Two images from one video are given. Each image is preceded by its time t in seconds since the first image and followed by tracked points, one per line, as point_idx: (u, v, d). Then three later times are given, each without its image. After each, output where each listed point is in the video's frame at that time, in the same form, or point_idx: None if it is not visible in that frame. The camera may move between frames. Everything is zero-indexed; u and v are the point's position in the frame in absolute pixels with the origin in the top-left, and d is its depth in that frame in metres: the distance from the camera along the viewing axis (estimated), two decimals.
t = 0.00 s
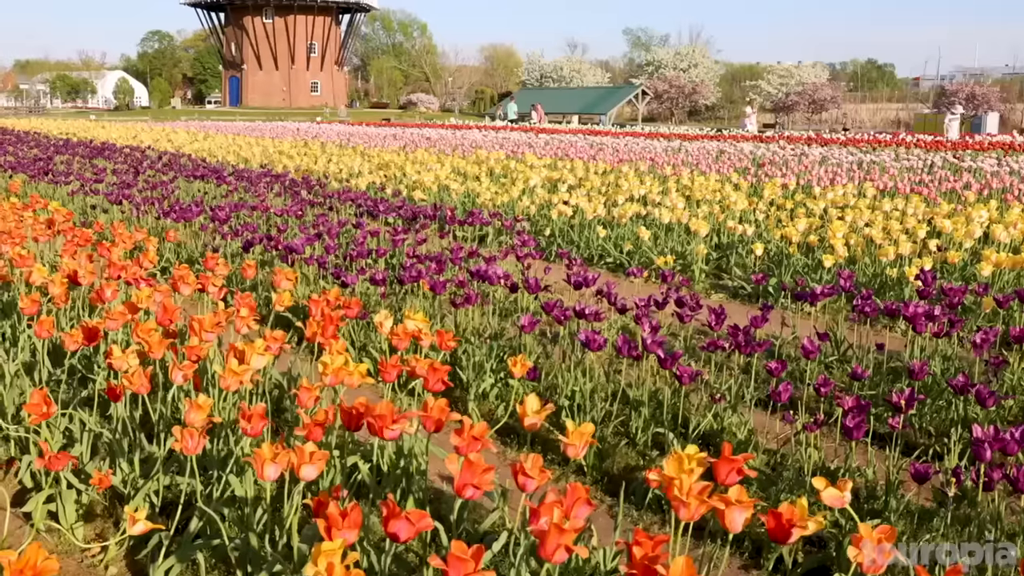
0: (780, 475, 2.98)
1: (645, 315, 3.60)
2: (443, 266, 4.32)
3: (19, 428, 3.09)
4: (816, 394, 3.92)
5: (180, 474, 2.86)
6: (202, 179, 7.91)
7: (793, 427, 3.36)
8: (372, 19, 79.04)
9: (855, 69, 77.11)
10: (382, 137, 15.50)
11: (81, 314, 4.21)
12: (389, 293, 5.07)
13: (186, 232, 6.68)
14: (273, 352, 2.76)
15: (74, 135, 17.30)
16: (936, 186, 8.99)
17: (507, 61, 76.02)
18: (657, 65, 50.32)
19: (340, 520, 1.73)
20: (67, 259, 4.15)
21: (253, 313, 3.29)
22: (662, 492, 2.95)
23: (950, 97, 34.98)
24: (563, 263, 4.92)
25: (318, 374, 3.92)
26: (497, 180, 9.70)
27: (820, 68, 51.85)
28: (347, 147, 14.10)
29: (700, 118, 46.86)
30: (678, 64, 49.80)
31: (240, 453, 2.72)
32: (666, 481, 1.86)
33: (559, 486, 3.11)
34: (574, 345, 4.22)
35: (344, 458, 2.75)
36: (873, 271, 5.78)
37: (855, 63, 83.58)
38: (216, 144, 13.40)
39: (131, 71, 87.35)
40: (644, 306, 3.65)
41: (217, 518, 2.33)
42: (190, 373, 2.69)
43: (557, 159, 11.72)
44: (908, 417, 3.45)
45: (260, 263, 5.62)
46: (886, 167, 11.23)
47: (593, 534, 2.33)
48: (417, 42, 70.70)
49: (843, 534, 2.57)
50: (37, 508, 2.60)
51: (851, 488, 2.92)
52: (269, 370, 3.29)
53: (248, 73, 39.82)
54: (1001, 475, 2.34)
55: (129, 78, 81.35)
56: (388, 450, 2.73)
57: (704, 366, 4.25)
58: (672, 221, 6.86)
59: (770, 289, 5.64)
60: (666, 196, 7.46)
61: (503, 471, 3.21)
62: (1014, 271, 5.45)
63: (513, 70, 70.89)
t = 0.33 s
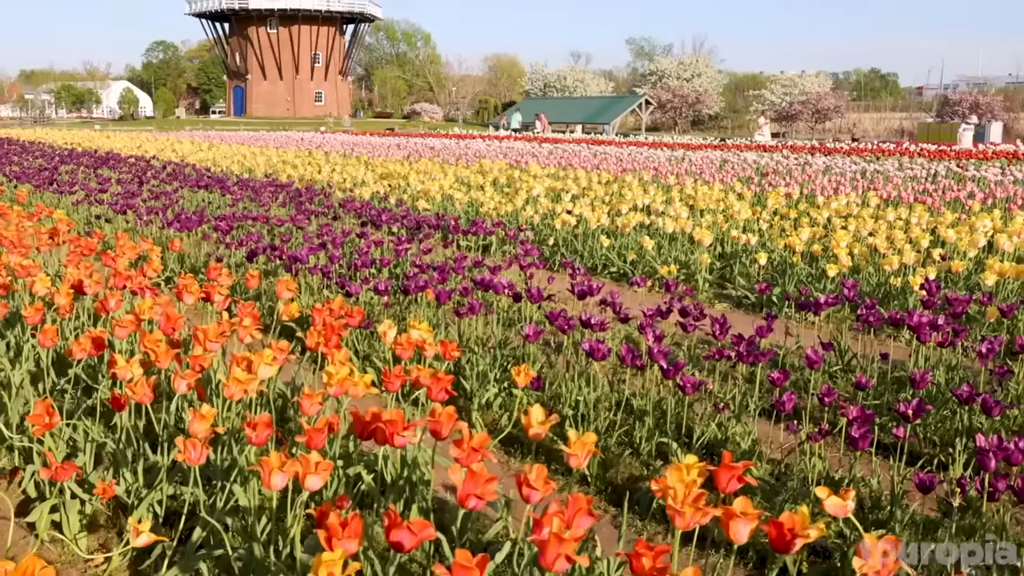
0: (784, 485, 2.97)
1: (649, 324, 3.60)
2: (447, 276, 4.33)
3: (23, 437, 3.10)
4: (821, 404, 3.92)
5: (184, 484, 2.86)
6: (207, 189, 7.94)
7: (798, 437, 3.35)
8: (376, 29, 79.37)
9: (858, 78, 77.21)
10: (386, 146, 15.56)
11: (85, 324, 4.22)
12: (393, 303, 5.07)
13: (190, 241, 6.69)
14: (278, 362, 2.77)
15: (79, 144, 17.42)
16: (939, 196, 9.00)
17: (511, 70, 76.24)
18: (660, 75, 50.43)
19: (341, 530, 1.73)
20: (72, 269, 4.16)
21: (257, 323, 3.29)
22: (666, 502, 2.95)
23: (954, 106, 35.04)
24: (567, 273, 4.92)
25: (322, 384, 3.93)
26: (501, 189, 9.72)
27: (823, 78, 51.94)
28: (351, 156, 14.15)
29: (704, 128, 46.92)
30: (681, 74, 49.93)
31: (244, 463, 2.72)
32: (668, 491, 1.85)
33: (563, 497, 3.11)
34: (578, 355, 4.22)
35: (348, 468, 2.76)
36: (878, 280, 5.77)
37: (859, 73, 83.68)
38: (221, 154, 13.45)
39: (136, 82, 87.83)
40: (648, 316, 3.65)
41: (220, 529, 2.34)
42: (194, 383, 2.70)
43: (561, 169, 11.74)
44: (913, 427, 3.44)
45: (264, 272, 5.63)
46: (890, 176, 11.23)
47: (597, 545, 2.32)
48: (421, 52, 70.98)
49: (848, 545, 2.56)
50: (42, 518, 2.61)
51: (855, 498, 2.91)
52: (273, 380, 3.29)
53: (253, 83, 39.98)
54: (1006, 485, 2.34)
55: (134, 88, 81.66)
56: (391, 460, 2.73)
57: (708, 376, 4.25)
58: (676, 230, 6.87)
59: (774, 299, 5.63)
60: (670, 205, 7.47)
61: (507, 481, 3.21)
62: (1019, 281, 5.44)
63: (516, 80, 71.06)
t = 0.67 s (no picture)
0: (788, 496, 2.96)
1: (653, 334, 3.59)
2: (451, 286, 4.33)
3: (28, 448, 3.11)
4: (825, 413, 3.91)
5: (188, 495, 2.87)
6: (211, 199, 7.98)
7: (802, 448, 3.35)
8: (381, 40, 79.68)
9: (862, 88, 77.28)
10: (391, 157, 15.59)
11: (90, 334, 4.23)
12: (397, 312, 5.08)
13: (194, 251, 6.71)
14: (283, 372, 2.78)
15: (84, 155, 17.50)
16: (944, 205, 9.00)
17: (514, 81, 76.43)
18: (664, 85, 50.53)
19: (346, 541, 1.72)
20: (77, 280, 4.18)
21: (261, 333, 3.30)
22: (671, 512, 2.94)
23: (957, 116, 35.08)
24: (570, 283, 4.92)
25: (325, 395, 3.93)
26: (505, 199, 9.73)
27: (826, 87, 52.02)
28: (355, 167, 14.18)
29: (708, 138, 46.94)
30: (685, 84, 50.02)
31: (247, 473, 2.72)
32: (674, 501, 1.85)
33: (567, 507, 3.11)
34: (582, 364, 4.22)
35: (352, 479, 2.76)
36: (882, 290, 5.77)
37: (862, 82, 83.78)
38: (225, 165, 13.49)
39: (142, 93, 88.37)
40: (652, 325, 3.65)
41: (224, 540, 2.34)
42: (198, 394, 2.71)
43: (565, 179, 11.76)
44: (917, 437, 3.44)
45: (268, 282, 5.64)
46: (894, 186, 11.23)
47: (603, 556, 2.32)
48: (426, 63, 71.31)
49: (853, 556, 2.55)
50: (46, 529, 2.62)
51: (860, 508, 2.90)
52: (277, 390, 3.30)
53: (257, 94, 40.15)
54: (1011, 496, 2.33)
55: (139, 99, 81.98)
56: (395, 470, 2.73)
57: (712, 386, 4.24)
58: (679, 240, 6.87)
59: (778, 308, 5.63)
60: (673, 215, 7.48)
61: (511, 491, 3.21)
62: None
63: (520, 90, 71.24)
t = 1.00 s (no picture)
0: (793, 508, 2.96)
1: (657, 346, 3.59)
2: (455, 298, 4.34)
3: (32, 460, 3.11)
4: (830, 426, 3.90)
5: (192, 507, 2.87)
6: (216, 212, 8.00)
7: (807, 460, 3.34)
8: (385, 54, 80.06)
9: (865, 99, 77.39)
10: (395, 169, 15.64)
11: (94, 347, 4.24)
12: (401, 324, 5.08)
13: (198, 263, 6.72)
14: (287, 385, 2.78)
15: (89, 168, 17.58)
16: (948, 217, 8.99)
17: (518, 92, 76.64)
18: (668, 97, 50.66)
19: (350, 553, 1.72)
20: (81, 292, 4.19)
21: (265, 345, 3.30)
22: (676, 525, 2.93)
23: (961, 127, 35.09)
24: (575, 295, 4.92)
25: (330, 408, 3.93)
26: (509, 211, 9.76)
27: (830, 99, 52.12)
28: (359, 179, 14.23)
29: (711, 150, 46.98)
30: (688, 96, 50.14)
31: (252, 486, 2.72)
32: (677, 514, 1.85)
33: (571, 520, 3.10)
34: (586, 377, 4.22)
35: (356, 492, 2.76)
36: (886, 302, 5.76)
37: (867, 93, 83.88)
38: (230, 177, 13.53)
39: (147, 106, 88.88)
40: (656, 337, 3.65)
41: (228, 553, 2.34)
42: (202, 406, 2.71)
43: (568, 191, 11.78)
44: (923, 449, 3.43)
45: (273, 294, 5.65)
46: (898, 197, 11.23)
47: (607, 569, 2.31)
48: (430, 75, 71.60)
49: (859, 569, 2.54)
50: (50, 542, 2.61)
51: (866, 521, 2.89)
52: (281, 402, 3.31)
53: (262, 107, 40.34)
54: (1016, 508, 2.32)
55: (145, 112, 82.43)
56: (400, 483, 2.73)
57: (717, 398, 4.23)
58: (683, 252, 6.87)
59: (782, 320, 5.63)
60: (677, 227, 7.48)
61: (515, 504, 3.21)
62: None
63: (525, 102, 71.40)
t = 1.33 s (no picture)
0: (798, 520, 2.95)
1: (661, 357, 3.59)
2: (459, 309, 4.34)
3: (36, 473, 3.12)
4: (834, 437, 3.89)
5: (196, 519, 2.87)
6: (220, 224, 8.03)
7: (812, 471, 3.33)
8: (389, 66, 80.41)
9: (868, 110, 77.54)
10: (398, 180, 15.67)
11: (98, 359, 4.26)
12: (405, 336, 5.09)
13: (203, 275, 6.74)
14: (292, 397, 2.79)
15: (94, 180, 17.64)
16: (952, 228, 8.97)
17: (522, 103, 76.84)
18: (671, 108, 50.78)
19: (354, 567, 1.72)
20: (85, 305, 4.20)
21: (269, 358, 3.31)
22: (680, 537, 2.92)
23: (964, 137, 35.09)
24: (578, 306, 4.92)
25: (334, 420, 3.93)
26: (513, 222, 9.77)
27: (833, 109, 52.21)
28: (362, 191, 14.26)
29: (715, 161, 47.01)
30: (692, 107, 50.20)
31: (256, 498, 2.72)
32: (683, 526, 1.85)
33: (575, 532, 3.10)
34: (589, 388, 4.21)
35: (360, 504, 2.76)
36: (890, 312, 5.75)
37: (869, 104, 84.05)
38: (234, 189, 13.58)
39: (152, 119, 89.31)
40: (659, 349, 3.65)
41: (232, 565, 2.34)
42: (206, 418, 2.72)
43: (572, 202, 11.79)
44: (927, 460, 3.42)
45: (277, 306, 5.67)
46: (902, 208, 11.22)
47: None
48: (434, 87, 71.85)
49: None
50: (54, 554, 2.62)
51: (871, 533, 2.88)
52: (285, 414, 3.31)
53: (266, 119, 40.50)
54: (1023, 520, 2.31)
55: (150, 125, 82.89)
56: (403, 495, 2.73)
57: (721, 409, 4.23)
58: (687, 263, 6.87)
59: (786, 331, 5.62)
60: (681, 238, 7.48)
61: (519, 516, 3.20)
62: None
63: (528, 113, 71.57)
